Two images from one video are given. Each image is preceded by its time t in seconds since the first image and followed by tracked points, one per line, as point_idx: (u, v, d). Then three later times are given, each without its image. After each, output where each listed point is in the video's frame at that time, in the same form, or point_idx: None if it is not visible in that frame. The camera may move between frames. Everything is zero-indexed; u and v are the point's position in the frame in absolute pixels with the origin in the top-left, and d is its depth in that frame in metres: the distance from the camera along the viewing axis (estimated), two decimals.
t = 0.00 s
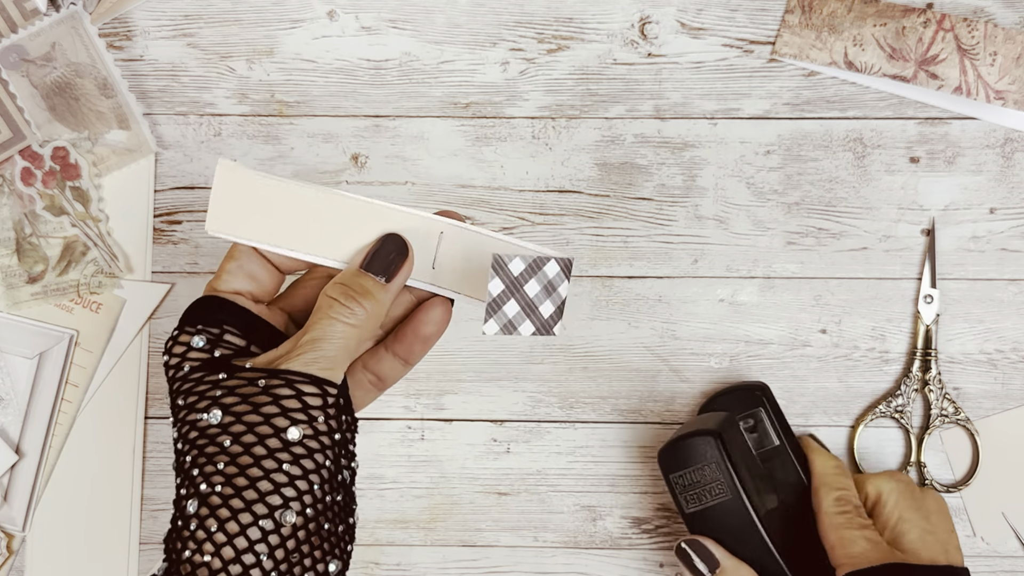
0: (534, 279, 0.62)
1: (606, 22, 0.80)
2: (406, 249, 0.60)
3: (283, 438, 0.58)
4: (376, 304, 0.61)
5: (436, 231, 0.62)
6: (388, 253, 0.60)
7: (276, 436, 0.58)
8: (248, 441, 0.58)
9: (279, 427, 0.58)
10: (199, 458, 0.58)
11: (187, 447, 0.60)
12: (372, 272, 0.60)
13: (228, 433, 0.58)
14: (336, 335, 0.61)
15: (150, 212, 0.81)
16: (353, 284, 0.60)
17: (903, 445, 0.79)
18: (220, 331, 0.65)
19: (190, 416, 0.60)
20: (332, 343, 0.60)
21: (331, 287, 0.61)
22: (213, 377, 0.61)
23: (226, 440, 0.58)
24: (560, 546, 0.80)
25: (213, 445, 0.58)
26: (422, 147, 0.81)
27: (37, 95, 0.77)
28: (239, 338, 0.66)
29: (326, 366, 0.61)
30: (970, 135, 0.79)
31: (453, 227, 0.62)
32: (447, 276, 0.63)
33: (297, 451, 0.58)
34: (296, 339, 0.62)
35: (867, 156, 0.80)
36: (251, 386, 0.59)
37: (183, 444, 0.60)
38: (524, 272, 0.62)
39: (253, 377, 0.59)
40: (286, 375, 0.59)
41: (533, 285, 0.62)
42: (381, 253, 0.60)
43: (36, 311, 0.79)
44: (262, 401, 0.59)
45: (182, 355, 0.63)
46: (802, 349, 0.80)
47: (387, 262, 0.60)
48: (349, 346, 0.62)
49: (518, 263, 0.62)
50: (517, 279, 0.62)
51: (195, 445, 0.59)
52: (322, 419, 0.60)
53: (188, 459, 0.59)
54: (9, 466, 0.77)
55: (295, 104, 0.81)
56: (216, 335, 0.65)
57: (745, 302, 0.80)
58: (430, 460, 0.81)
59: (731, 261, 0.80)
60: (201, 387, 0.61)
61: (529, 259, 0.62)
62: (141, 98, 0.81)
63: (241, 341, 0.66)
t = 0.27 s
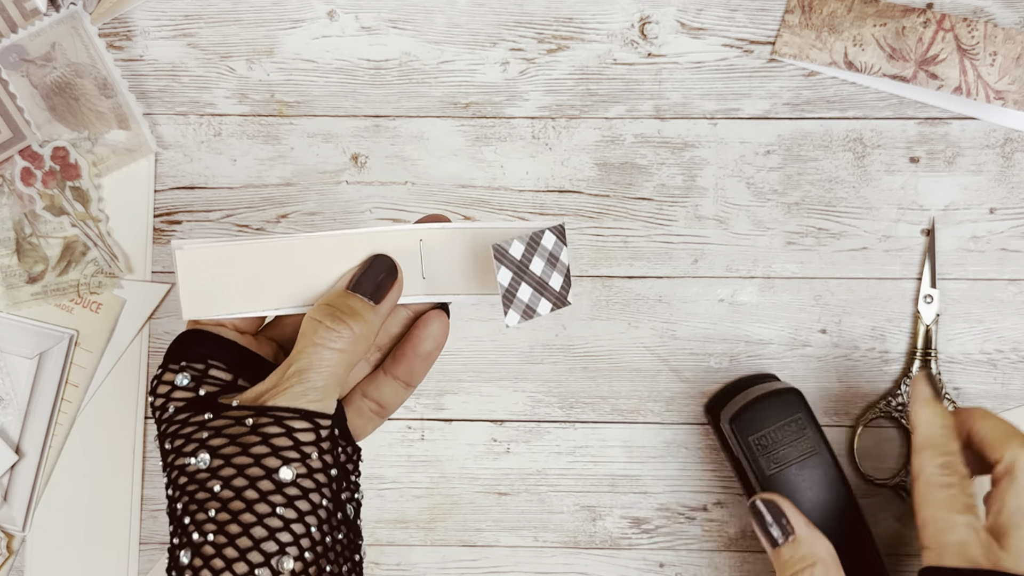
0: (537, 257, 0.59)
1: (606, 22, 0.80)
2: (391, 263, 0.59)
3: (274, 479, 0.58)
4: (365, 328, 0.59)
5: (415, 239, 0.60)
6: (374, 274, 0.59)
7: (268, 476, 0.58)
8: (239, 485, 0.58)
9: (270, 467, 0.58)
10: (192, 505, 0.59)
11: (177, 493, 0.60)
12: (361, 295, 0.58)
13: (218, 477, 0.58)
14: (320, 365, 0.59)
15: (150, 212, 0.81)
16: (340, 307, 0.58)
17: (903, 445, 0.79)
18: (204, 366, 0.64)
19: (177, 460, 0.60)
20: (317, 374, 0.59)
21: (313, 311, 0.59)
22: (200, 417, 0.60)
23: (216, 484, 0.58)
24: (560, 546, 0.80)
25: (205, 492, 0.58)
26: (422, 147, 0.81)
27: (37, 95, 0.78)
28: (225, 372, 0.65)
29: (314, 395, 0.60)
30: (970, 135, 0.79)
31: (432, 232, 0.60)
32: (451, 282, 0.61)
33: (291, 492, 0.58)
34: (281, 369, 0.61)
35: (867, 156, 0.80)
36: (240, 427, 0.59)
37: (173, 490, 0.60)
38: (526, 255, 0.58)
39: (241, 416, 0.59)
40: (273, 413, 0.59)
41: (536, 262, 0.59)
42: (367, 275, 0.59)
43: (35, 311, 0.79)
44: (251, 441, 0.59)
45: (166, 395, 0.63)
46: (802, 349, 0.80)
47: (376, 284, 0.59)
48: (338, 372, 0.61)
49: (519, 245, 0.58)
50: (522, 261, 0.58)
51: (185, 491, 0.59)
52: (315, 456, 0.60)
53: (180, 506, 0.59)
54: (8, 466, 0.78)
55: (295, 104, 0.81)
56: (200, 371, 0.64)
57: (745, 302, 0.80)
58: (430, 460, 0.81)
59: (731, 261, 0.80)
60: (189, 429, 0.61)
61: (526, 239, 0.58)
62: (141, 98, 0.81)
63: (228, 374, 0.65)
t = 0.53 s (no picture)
0: (622, 327, 0.54)
1: (606, 22, 0.80)
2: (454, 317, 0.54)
3: (329, 553, 0.55)
4: (427, 389, 0.56)
5: (482, 290, 0.55)
6: (439, 329, 0.54)
7: (324, 547, 0.55)
8: (292, 555, 0.56)
9: (327, 539, 0.55)
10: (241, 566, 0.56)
11: (221, 553, 0.57)
12: (420, 348, 0.55)
13: (270, 545, 0.56)
14: (381, 426, 0.56)
15: (150, 212, 0.81)
16: (401, 368, 0.55)
17: (903, 445, 0.79)
18: (254, 416, 0.60)
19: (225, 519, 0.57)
20: (378, 437, 0.56)
21: (370, 366, 0.55)
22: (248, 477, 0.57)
23: (266, 552, 0.56)
24: (560, 546, 0.80)
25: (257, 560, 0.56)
26: (422, 147, 0.81)
27: (37, 95, 0.78)
28: (276, 424, 0.60)
29: (375, 461, 0.57)
30: (970, 135, 0.79)
31: (500, 284, 0.55)
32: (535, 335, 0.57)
33: (347, 566, 0.56)
34: (335, 429, 0.57)
35: (867, 156, 0.80)
36: (292, 493, 0.55)
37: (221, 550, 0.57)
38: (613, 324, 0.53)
39: (293, 480, 0.55)
40: (329, 480, 0.55)
41: (620, 332, 0.54)
42: (431, 331, 0.54)
43: (35, 311, 0.79)
44: (305, 510, 0.55)
45: (213, 448, 0.59)
46: (802, 349, 0.80)
47: (439, 339, 0.54)
48: (397, 433, 0.57)
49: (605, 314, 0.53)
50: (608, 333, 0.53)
51: (234, 554, 0.57)
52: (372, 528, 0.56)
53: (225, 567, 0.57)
54: (8, 466, 0.77)
55: (295, 104, 0.81)
56: (249, 423, 0.59)
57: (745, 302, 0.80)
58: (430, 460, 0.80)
59: (731, 261, 0.80)
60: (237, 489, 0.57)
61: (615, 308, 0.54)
62: (140, 98, 0.81)
63: (278, 428, 0.61)
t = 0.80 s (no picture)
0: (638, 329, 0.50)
1: (606, 22, 0.80)
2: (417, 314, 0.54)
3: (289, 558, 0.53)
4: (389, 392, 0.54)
5: (453, 296, 0.55)
6: (404, 329, 0.54)
7: (285, 551, 0.53)
8: (253, 559, 0.53)
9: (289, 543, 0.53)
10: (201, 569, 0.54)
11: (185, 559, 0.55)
12: (387, 351, 0.54)
13: (232, 550, 0.53)
14: (344, 432, 0.54)
15: (150, 212, 0.81)
16: (363, 370, 0.53)
17: (903, 445, 0.79)
18: (221, 421, 0.58)
19: (189, 524, 0.55)
20: (339, 442, 0.54)
21: (337, 371, 0.54)
22: (213, 484, 0.55)
23: (225, 556, 0.53)
24: (560, 546, 0.80)
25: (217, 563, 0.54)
26: (421, 147, 0.81)
27: (36, 95, 0.78)
28: (242, 431, 0.58)
29: (337, 467, 0.54)
30: (970, 135, 0.79)
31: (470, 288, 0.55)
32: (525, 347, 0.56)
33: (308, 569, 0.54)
34: (300, 433, 0.55)
35: (868, 156, 0.80)
36: (255, 497, 0.53)
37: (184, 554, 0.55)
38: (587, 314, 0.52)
39: (257, 484, 0.54)
40: (290, 483, 0.53)
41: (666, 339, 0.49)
42: (394, 329, 0.54)
43: (35, 311, 0.79)
44: (267, 514, 0.53)
45: (182, 451, 0.57)
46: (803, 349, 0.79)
47: (399, 339, 0.54)
48: (362, 440, 0.55)
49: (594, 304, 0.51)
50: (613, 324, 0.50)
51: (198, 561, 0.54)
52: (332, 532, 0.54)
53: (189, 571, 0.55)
54: (8, 466, 0.77)
55: (295, 103, 0.80)
56: (217, 429, 0.57)
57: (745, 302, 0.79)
58: (430, 460, 0.80)
59: (732, 261, 0.80)
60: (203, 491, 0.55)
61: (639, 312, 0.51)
62: (140, 98, 0.80)
63: (246, 434, 0.58)
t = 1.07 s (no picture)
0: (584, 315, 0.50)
1: (606, 22, 0.80)
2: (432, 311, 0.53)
3: None
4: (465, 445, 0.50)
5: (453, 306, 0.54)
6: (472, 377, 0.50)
7: None
8: None
9: None
10: None
11: None
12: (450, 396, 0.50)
13: None
14: (428, 495, 0.49)
15: (150, 212, 0.80)
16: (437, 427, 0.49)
17: (903, 445, 0.79)
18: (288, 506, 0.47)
19: None
20: (426, 504, 0.49)
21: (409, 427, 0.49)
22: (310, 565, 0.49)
23: None
24: (560, 546, 0.80)
25: None
26: (421, 147, 0.81)
27: (36, 95, 0.79)
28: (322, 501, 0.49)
29: (421, 530, 0.50)
30: (970, 135, 0.79)
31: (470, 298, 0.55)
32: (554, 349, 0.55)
33: None
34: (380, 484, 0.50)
35: (868, 156, 0.80)
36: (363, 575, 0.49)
37: None
38: (515, 315, 0.51)
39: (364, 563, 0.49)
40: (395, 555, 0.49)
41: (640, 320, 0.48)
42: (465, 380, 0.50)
43: (35, 311, 0.79)
44: None
45: (261, 536, 0.48)
46: (803, 349, 0.79)
47: (473, 394, 0.50)
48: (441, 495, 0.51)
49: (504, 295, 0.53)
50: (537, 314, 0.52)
51: None
52: None
53: None
54: (8, 466, 0.77)
55: (295, 103, 0.80)
56: (303, 508, 0.48)
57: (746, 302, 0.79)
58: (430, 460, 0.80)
59: (732, 261, 0.80)
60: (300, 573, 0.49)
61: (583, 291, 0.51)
62: (140, 97, 0.80)
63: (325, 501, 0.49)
